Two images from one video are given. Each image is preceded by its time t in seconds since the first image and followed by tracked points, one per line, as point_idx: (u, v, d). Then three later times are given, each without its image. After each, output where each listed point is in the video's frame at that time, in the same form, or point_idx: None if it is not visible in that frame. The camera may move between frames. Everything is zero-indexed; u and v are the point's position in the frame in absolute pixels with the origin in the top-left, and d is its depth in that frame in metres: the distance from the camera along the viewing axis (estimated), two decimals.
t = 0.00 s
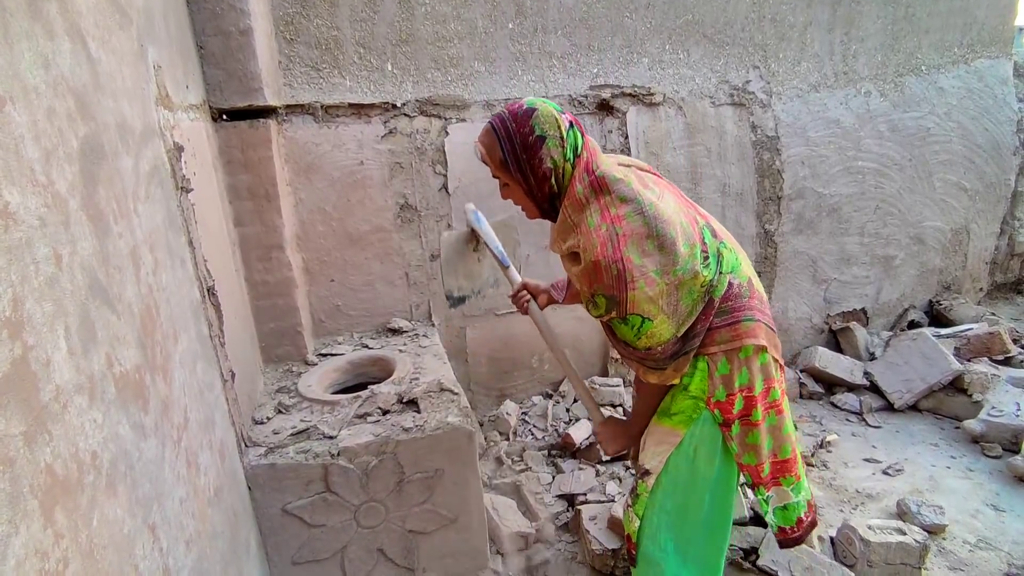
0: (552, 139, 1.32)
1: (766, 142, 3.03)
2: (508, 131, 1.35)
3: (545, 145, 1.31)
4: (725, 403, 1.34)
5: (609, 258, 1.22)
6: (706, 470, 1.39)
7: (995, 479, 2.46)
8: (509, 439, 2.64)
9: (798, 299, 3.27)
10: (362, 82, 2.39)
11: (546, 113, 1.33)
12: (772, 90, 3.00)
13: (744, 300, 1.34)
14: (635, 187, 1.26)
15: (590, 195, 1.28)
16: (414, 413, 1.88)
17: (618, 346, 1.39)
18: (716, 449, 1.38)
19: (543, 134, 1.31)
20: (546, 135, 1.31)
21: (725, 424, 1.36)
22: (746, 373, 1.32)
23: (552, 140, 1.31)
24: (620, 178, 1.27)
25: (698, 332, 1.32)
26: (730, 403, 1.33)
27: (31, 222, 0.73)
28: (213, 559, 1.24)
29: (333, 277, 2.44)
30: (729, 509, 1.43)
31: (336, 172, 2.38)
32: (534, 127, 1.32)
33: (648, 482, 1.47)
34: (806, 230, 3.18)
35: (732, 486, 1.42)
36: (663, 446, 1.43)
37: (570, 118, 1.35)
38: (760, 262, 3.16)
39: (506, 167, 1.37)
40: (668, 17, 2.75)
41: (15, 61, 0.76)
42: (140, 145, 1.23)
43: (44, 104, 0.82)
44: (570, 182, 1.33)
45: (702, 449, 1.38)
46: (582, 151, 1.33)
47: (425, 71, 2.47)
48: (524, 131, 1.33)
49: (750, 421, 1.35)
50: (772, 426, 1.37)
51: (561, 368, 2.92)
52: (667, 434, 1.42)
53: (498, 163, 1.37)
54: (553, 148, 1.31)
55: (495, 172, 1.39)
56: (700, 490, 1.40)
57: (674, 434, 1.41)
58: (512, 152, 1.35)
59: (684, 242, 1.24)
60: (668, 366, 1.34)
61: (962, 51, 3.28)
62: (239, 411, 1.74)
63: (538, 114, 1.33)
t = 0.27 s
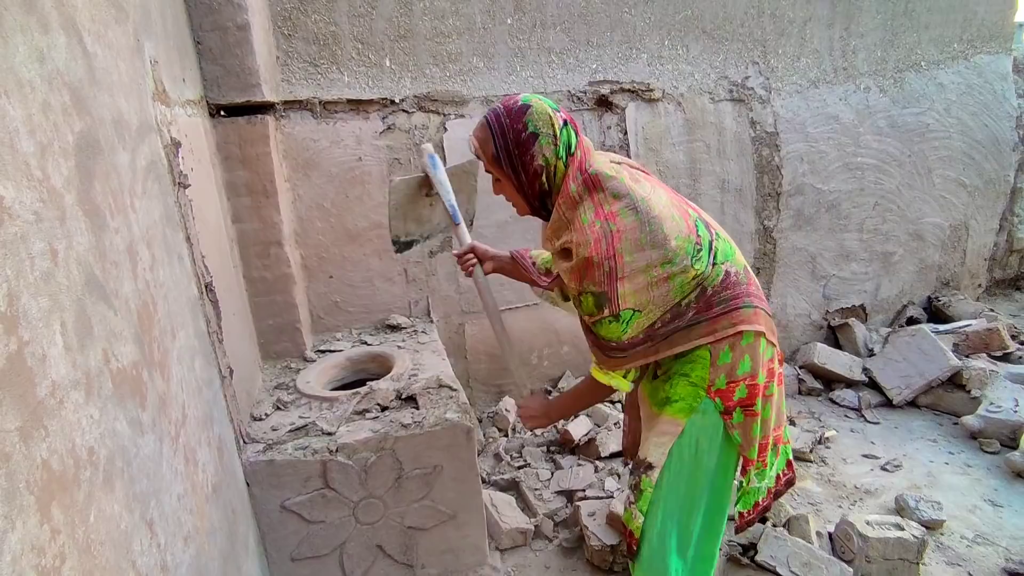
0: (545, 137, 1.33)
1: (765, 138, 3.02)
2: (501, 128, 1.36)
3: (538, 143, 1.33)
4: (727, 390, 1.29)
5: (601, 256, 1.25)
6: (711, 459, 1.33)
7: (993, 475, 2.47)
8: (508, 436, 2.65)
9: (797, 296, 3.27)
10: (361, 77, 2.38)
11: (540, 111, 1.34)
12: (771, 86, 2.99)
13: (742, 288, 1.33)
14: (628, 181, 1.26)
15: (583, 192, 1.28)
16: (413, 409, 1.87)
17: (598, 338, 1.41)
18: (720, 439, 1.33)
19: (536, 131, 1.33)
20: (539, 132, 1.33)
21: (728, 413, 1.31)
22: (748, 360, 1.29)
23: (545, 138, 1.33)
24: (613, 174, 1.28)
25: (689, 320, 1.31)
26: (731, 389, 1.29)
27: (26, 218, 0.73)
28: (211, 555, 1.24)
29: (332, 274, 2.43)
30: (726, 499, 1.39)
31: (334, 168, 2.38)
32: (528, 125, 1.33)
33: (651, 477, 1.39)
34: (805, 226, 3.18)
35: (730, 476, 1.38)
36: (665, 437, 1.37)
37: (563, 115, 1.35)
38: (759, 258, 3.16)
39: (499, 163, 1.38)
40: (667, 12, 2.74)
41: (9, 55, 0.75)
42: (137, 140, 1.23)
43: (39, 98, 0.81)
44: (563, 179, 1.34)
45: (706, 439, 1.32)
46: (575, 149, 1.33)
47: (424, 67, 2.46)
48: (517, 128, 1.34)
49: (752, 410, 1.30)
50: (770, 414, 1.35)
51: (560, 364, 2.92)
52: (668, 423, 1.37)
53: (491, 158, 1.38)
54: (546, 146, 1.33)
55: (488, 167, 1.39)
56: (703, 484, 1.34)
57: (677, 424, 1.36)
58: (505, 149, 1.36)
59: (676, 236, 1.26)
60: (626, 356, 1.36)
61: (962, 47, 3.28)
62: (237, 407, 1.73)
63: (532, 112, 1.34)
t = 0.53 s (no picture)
0: (528, 165, 1.28)
1: (764, 134, 3.02)
2: (482, 157, 1.29)
3: (521, 172, 1.27)
4: (743, 384, 1.28)
5: (601, 274, 1.18)
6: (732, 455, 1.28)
7: (991, 471, 2.47)
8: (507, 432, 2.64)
9: (797, 292, 3.27)
10: (359, 73, 2.38)
11: (524, 138, 1.28)
12: (771, 82, 2.99)
13: (746, 278, 1.34)
14: (617, 195, 1.22)
15: (572, 215, 1.23)
16: (411, 405, 1.87)
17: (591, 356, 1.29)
18: (739, 437, 1.29)
19: (519, 159, 1.28)
20: (523, 162, 1.27)
21: (746, 408, 1.28)
22: (762, 352, 1.29)
23: (528, 166, 1.28)
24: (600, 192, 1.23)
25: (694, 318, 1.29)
26: (749, 383, 1.28)
27: (22, 212, 0.73)
28: (210, 553, 1.24)
29: (330, 270, 2.43)
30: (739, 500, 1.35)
31: (332, 164, 2.37)
32: (510, 153, 1.28)
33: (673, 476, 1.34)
34: (804, 223, 3.17)
35: (745, 474, 1.32)
36: (683, 438, 1.32)
37: (546, 140, 1.30)
38: (758, 254, 3.16)
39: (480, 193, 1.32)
40: (666, 8, 2.73)
41: (4, 50, 0.75)
42: (134, 136, 1.22)
43: (34, 92, 0.81)
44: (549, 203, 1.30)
45: (726, 437, 1.29)
46: (560, 176, 1.29)
47: (422, 63, 2.46)
48: (500, 156, 1.28)
49: (769, 402, 1.31)
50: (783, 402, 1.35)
51: (559, 361, 2.92)
52: (686, 425, 1.33)
53: (474, 189, 1.33)
54: (529, 174, 1.28)
55: (469, 195, 1.34)
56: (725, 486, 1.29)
57: (695, 425, 1.32)
58: (487, 179, 1.30)
59: (673, 242, 1.22)
60: (625, 365, 1.24)
61: (961, 43, 3.27)
62: (236, 404, 1.73)
63: (514, 140, 1.28)
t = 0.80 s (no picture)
0: (533, 182, 1.27)
1: (764, 131, 3.02)
2: (486, 174, 1.29)
3: (526, 189, 1.27)
4: (767, 404, 1.30)
5: (621, 292, 1.16)
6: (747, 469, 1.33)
7: (991, 467, 2.48)
8: (506, 430, 2.64)
9: (796, 289, 3.27)
10: (358, 71, 2.37)
11: (528, 153, 1.28)
12: (770, 78, 2.98)
13: (771, 291, 1.34)
14: (632, 210, 1.22)
15: (585, 231, 1.23)
16: (411, 403, 1.87)
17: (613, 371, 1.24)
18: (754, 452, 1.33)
19: (523, 176, 1.27)
20: (527, 178, 1.27)
21: (768, 428, 1.31)
22: (786, 370, 1.31)
23: (533, 183, 1.27)
24: (612, 208, 1.23)
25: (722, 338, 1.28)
26: (773, 402, 1.31)
27: (22, 211, 0.73)
28: (211, 551, 1.24)
29: (330, 268, 2.43)
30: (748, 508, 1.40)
31: (332, 162, 2.37)
32: (514, 169, 1.27)
33: (682, 487, 1.32)
34: (804, 220, 3.18)
35: (759, 485, 1.37)
36: (700, 453, 1.31)
37: (552, 156, 1.30)
38: (758, 252, 3.16)
39: (485, 212, 1.32)
40: (666, 4, 2.73)
41: (3, 48, 0.74)
42: (133, 134, 1.22)
43: (33, 91, 0.81)
44: (559, 220, 1.29)
45: (742, 453, 1.32)
46: (570, 191, 1.29)
47: (422, 60, 2.45)
48: (502, 174, 1.28)
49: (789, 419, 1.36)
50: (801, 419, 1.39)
51: (559, 358, 2.92)
52: (704, 441, 1.32)
53: (477, 209, 1.32)
54: (534, 192, 1.27)
55: (472, 215, 1.34)
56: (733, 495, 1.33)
57: (713, 441, 1.31)
58: (491, 197, 1.30)
59: (692, 257, 1.22)
60: (650, 380, 1.20)
61: (961, 39, 3.27)
62: (236, 402, 1.73)
63: (517, 155, 1.27)
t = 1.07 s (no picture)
0: (536, 182, 1.26)
1: (764, 129, 3.01)
2: (488, 175, 1.28)
3: (530, 191, 1.26)
4: (767, 404, 1.31)
5: (630, 294, 1.17)
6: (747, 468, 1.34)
7: (991, 465, 2.48)
8: (507, 427, 2.65)
9: (796, 287, 3.27)
10: (358, 68, 2.37)
11: (532, 152, 1.27)
12: (770, 76, 2.98)
13: (773, 293, 1.34)
14: (639, 214, 1.23)
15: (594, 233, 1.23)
16: (411, 401, 1.87)
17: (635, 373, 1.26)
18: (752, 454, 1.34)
19: (526, 176, 1.26)
20: (530, 179, 1.26)
21: (769, 426, 1.32)
22: (785, 370, 1.32)
23: (537, 184, 1.26)
24: (620, 211, 1.23)
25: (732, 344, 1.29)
26: (773, 401, 1.31)
27: (23, 209, 0.73)
28: (212, 549, 1.24)
29: (330, 266, 2.43)
30: (752, 515, 1.40)
31: (331, 160, 2.37)
32: (517, 169, 1.26)
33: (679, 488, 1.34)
34: (804, 217, 3.17)
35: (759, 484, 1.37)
36: (698, 454, 1.32)
37: (555, 155, 1.29)
38: (758, 249, 3.16)
39: (485, 214, 1.31)
40: (666, 2, 2.73)
41: (3, 46, 0.74)
42: (133, 133, 1.22)
43: (33, 89, 0.81)
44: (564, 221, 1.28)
45: (740, 454, 1.32)
46: (575, 191, 1.28)
47: (421, 58, 2.45)
48: (506, 175, 1.27)
49: (791, 418, 1.34)
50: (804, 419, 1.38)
51: (559, 356, 2.92)
52: (704, 442, 1.33)
53: (477, 211, 1.31)
54: (538, 193, 1.26)
55: (472, 217, 1.32)
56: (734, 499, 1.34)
57: (713, 442, 1.32)
58: (492, 199, 1.28)
59: (698, 262, 1.23)
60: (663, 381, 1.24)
61: (962, 36, 3.26)
62: (236, 400, 1.73)
63: (522, 155, 1.26)
